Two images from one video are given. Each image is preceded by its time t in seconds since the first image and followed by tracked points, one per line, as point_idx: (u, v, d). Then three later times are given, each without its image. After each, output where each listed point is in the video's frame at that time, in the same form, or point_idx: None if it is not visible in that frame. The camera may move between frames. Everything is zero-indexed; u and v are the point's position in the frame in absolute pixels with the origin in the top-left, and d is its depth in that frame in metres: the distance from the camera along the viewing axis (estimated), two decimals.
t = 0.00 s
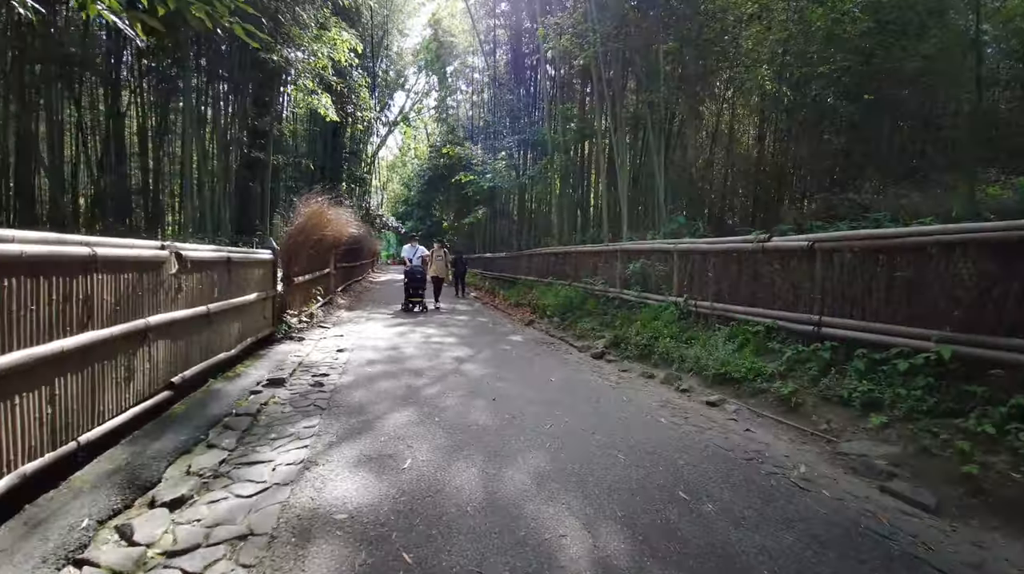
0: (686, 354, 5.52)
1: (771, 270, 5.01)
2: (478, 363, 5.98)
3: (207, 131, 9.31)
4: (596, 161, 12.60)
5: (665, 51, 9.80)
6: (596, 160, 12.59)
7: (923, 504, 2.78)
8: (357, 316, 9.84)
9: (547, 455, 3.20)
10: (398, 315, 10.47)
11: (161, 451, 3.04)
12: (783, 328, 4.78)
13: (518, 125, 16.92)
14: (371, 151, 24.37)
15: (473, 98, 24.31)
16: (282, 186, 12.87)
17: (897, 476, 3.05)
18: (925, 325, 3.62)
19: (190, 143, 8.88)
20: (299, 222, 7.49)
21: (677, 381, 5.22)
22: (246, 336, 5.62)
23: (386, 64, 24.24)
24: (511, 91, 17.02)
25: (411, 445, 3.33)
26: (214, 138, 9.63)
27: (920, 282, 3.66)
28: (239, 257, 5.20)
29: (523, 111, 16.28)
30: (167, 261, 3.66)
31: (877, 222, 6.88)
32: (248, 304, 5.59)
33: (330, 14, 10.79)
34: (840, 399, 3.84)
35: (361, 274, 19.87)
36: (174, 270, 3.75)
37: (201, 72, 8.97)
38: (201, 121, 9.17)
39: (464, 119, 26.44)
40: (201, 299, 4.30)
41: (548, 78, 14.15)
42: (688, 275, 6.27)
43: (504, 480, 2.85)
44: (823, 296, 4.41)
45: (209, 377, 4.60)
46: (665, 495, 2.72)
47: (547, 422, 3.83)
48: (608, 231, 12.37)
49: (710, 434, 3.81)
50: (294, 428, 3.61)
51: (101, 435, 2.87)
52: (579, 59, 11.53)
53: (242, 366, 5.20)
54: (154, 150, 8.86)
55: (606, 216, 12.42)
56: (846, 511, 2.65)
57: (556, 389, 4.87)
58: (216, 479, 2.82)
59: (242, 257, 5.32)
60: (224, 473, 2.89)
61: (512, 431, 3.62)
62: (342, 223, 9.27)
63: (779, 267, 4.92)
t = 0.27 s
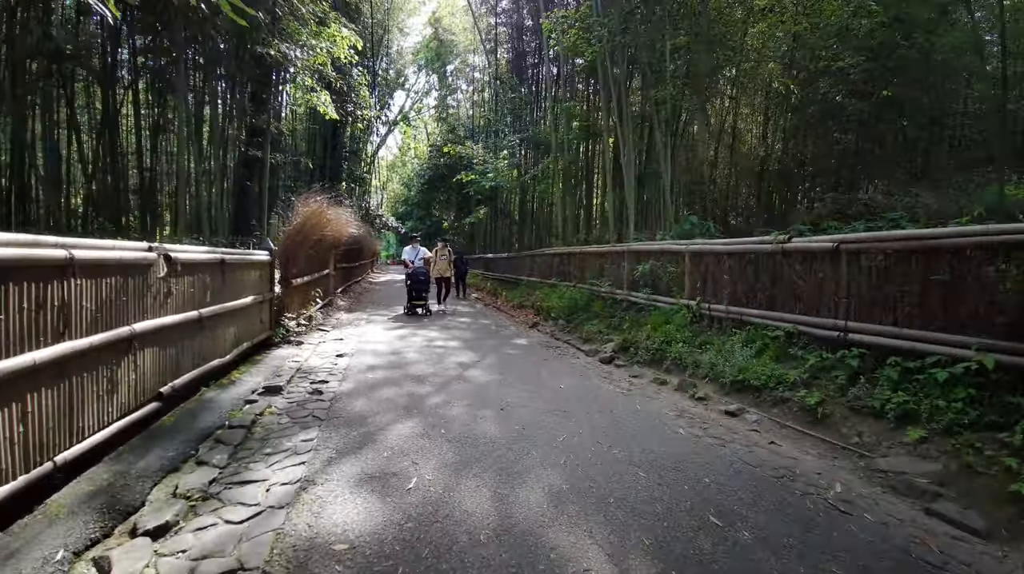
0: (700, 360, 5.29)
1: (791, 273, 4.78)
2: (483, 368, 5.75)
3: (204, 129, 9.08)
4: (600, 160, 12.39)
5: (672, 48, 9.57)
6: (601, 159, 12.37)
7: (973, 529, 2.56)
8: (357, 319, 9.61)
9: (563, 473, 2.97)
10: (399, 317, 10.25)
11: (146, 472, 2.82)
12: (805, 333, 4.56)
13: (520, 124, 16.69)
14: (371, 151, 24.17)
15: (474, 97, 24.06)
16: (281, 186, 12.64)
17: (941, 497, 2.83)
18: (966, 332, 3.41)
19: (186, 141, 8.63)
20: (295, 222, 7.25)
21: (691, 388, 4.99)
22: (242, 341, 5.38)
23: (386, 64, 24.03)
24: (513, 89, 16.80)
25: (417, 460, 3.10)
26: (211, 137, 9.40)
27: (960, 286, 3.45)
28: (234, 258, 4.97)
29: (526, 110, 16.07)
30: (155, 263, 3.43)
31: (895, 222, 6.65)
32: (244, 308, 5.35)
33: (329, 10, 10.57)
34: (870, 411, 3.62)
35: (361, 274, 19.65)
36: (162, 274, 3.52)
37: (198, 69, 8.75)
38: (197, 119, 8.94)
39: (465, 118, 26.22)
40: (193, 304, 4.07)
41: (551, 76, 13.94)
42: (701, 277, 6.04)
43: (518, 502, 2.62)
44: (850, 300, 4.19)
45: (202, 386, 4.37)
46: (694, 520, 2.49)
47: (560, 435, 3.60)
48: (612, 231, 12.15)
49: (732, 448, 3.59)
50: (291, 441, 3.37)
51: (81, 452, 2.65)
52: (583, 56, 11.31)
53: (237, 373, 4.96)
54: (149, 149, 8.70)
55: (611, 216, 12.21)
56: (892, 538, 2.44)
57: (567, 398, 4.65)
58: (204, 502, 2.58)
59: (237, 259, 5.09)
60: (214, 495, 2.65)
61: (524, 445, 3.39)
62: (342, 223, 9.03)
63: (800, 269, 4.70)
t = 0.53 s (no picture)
0: (719, 365, 5.06)
1: (818, 274, 4.54)
2: (491, 373, 5.50)
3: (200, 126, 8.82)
4: (606, 158, 12.15)
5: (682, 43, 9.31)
6: (607, 157, 12.13)
7: None
8: (359, 320, 9.38)
9: (587, 492, 2.73)
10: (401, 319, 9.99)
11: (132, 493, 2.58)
12: (834, 338, 4.32)
13: (523, 122, 16.42)
14: (371, 150, 23.92)
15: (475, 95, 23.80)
16: (281, 184, 12.40)
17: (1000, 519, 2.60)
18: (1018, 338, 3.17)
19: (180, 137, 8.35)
20: (293, 221, 6.99)
21: (712, 395, 4.74)
22: (239, 345, 5.12)
23: (386, 62, 23.78)
24: (516, 87, 16.57)
25: (427, 478, 2.85)
26: (208, 133, 9.15)
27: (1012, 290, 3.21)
28: (231, 258, 4.73)
29: (529, 108, 15.82)
30: (144, 264, 3.19)
31: (918, 221, 6.38)
32: (241, 310, 5.10)
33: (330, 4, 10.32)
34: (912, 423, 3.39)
35: (361, 275, 19.43)
36: (151, 276, 3.28)
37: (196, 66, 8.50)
38: (193, 115, 8.69)
39: (466, 117, 25.98)
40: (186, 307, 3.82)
41: (555, 73, 13.70)
42: (718, 278, 5.80)
43: (541, 527, 2.38)
44: (884, 303, 3.95)
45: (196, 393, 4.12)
46: (737, 549, 2.25)
47: (579, 448, 3.36)
48: (618, 231, 11.92)
49: (764, 462, 3.34)
50: (289, 456, 3.12)
51: (58, 472, 2.40)
52: (589, 52, 11.06)
53: (234, 379, 4.71)
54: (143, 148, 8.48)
55: (617, 215, 11.98)
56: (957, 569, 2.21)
57: (581, 406, 4.41)
58: (195, 528, 2.34)
59: (234, 259, 4.84)
60: (207, 520, 2.41)
61: (542, 460, 3.15)
62: (343, 222, 8.77)
63: (828, 270, 4.45)
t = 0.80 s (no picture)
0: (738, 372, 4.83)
1: (845, 277, 4.32)
2: (499, 379, 5.29)
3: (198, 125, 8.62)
4: (612, 157, 11.94)
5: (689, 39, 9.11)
6: (613, 156, 11.92)
7: None
8: (360, 323, 9.16)
9: (611, 517, 2.51)
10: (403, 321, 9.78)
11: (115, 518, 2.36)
12: (864, 345, 4.10)
13: (526, 121, 16.19)
14: (371, 149, 23.69)
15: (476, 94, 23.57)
16: (280, 184, 12.17)
17: None
18: None
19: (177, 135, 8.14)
20: (290, 220, 6.73)
21: (731, 404, 4.52)
22: (235, 350, 4.88)
23: (387, 61, 23.55)
24: (518, 85, 16.35)
25: (437, 500, 2.63)
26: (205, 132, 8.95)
27: None
28: (226, 260, 4.50)
29: (532, 106, 15.60)
30: (129, 267, 2.96)
31: (939, 223, 6.17)
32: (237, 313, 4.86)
33: None
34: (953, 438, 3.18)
35: (362, 275, 19.22)
36: (138, 279, 3.06)
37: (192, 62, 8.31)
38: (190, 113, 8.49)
39: (467, 116, 25.76)
40: (177, 312, 3.60)
41: (559, 71, 13.47)
42: (734, 280, 5.57)
43: (565, 559, 2.16)
44: (919, 309, 3.73)
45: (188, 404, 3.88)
46: None
47: (598, 464, 3.14)
48: (623, 231, 11.71)
49: (795, 479, 3.14)
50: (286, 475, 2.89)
51: (31, 498, 2.18)
52: (594, 49, 10.84)
53: (229, 387, 4.47)
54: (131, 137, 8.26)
55: (623, 215, 11.77)
56: None
57: (595, 416, 4.19)
58: (182, 561, 2.12)
59: (230, 261, 4.62)
60: (196, 550, 2.19)
61: (560, 478, 2.91)
62: (344, 221, 8.52)
63: (856, 273, 4.23)
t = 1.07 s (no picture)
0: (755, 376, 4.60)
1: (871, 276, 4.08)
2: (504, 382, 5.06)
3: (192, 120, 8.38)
4: (616, 154, 11.71)
5: (697, 33, 8.88)
6: (617, 154, 11.69)
7: None
8: (358, 324, 8.92)
9: (634, 540, 2.28)
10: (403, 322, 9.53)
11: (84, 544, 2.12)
12: (893, 349, 3.86)
13: (527, 119, 15.94)
14: (370, 148, 23.44)
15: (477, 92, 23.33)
16: (277, 182, 11.93)
17: None
18: None
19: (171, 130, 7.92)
20: (285, 218, 6.45)
21: (749, 410, 4.29)
22: (226, 354, 4.63)
23: (386, 60, 23.30)
24: (519, 83, 16.12)
25: (442, 520, 2.39)
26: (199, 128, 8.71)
27: None
28: (216, 259, 4.24)
29: (534, 103, 15.36)
30: (104, 265, 2.72)
31: (961, 220, 5.95)
32: (228, 315, 4.61)
33: None
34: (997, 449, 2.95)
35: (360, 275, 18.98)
36: (116, 278, 2.82)
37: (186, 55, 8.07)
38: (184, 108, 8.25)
39: (467, 115, 25.51)
40: (160, 314, 3.36)
41: (561, 67, 13.23)
42: (749, 280, 5.33)
43: None
44: (955, 311, 3.50)
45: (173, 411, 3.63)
46: None
47: (615, 479, 2.90)
48: (627, 229, 11.48)
49: (827, 494, 2.92)
50: (275, 492, 2.65)
51: None
52: (598, 44, 10.60)
53: (218, 393, 4.22)
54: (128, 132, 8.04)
55: (627, 214, 11.53)
56: None
57: (607, 423, 3.96)
58: None
59: (221, 259, 4.37)
60: None
61: (575, 494, 2.67)
62: (342, 220, 8.26)
63: (884, 272, 4.00)
